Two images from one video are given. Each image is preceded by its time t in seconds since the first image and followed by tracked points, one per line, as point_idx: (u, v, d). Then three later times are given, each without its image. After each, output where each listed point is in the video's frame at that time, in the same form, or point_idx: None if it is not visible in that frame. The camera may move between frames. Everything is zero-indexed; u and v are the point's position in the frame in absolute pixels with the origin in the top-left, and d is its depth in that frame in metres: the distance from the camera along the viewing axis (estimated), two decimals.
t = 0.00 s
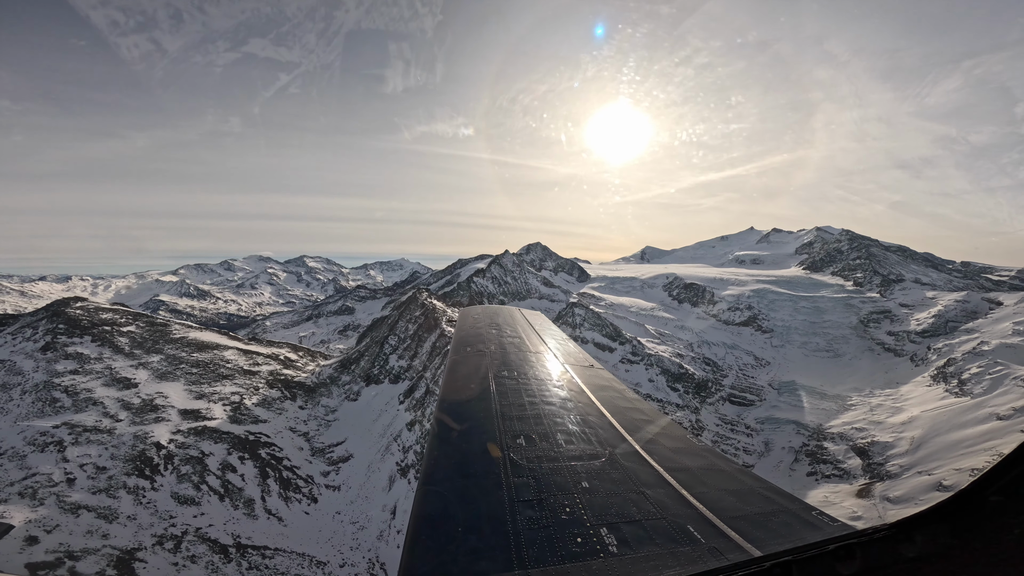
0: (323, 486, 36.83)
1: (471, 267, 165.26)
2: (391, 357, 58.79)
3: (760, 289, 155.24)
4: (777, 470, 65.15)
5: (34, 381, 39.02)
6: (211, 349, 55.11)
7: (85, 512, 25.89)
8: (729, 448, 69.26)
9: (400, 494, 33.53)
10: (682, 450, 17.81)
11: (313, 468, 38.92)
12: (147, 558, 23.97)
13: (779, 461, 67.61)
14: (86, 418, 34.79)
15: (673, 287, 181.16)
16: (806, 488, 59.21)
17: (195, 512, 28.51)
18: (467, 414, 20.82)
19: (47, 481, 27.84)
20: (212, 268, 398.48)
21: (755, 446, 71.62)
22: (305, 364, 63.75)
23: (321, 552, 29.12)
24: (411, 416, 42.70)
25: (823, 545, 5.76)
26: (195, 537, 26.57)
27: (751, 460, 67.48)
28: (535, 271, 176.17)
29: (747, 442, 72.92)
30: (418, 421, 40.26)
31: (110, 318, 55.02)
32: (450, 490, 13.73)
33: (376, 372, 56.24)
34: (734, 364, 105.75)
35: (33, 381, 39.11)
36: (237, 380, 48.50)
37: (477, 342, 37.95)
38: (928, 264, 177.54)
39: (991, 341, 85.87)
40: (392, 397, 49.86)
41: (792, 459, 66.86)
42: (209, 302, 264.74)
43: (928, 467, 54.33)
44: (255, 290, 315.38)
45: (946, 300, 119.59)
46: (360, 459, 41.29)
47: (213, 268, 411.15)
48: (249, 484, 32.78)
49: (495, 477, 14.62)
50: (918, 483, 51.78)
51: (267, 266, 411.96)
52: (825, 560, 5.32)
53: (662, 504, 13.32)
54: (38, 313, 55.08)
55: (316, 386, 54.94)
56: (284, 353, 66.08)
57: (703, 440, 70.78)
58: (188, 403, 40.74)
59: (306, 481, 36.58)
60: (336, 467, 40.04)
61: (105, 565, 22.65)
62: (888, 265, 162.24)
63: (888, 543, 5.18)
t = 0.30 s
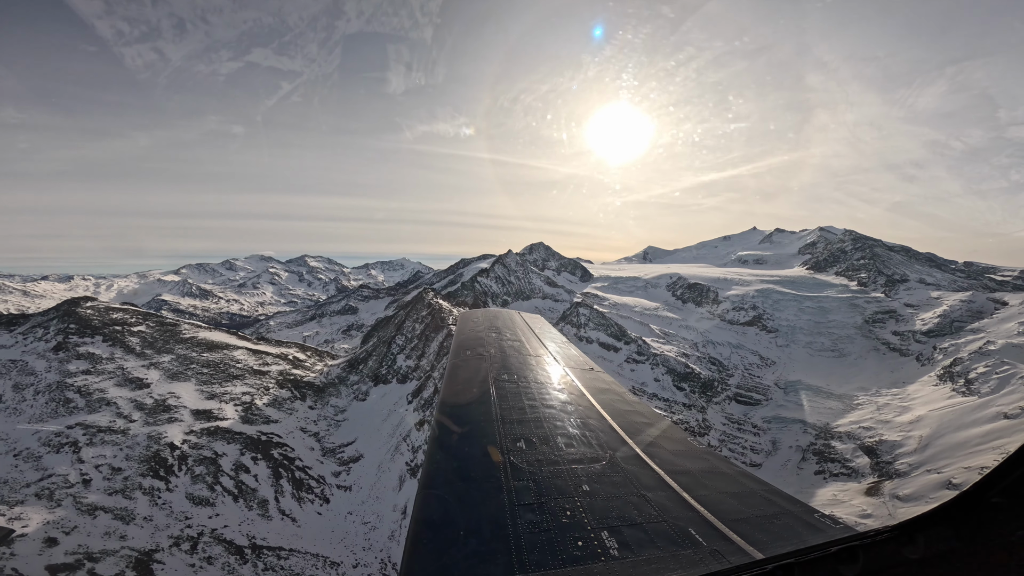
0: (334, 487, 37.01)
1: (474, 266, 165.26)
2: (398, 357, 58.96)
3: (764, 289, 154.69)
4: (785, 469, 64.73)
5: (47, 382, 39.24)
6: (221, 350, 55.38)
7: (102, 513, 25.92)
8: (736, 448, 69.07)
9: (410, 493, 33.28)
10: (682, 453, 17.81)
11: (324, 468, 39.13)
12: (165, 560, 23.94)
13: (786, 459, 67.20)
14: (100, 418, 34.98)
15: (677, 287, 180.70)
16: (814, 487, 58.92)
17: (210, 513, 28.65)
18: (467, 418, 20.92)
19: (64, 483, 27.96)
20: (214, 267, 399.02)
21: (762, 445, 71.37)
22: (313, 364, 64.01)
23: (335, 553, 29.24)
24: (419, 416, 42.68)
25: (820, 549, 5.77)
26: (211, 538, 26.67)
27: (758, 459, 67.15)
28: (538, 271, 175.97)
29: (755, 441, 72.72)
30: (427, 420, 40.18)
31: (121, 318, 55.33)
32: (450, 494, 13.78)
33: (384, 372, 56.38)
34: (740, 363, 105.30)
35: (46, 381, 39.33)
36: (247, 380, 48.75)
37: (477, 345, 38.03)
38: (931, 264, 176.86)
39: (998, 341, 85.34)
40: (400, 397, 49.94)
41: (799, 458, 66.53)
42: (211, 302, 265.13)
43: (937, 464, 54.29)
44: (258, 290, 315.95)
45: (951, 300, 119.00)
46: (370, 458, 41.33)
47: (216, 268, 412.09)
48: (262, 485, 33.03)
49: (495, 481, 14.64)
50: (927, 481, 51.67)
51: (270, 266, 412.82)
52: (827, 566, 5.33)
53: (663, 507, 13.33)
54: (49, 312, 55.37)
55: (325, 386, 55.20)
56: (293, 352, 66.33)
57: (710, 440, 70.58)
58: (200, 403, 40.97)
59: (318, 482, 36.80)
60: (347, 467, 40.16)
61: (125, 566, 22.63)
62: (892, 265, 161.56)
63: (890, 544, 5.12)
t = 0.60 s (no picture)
0: (346, 487, 37.06)
1: (477, 266, 165.25)
2: (406, 357, 59.10)
3: (769, 289, 154.30)
4: (792, 468, 64.47)
5: (60, 382, 39.46)
6: (231, 350, 55.66)
7: (119, 515, 26.10)
8: (743, 448, 68.96)
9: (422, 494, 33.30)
10: (682, 454, 17.83)
11: (336, 469, 39.22)
12: (182, 561, 24.13)
13: (794, 459, 66.88)
14: (114, 419, 35.22)
15: (680, 287, 180.30)
16: (823, 486, 58.65)
17: (224, 515, 28.86)
18: (465, 420, 21.00)
19: (79, 484, 28.09)
20: (215, 267, 399.58)
21: (769, 444, 71.13)
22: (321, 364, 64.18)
23: (348, 554, 29.24)
24: (429, 416, 42.58)
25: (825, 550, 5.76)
26: (227, 540, 26.83)
27: (766, 459, 66.96)
28: (542, 271, 175.93)
29: (762, 440, 72.49)
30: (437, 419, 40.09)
31: (131, 318, 55.65)
32: (448, 497, 13.80)
33: (392, 372, 56.48)
34: (745, 363, 105.05)
35: (59, 381, 39.53)
36: (258, 381, 48.99)
37: (476, 347, 38.12)
38: (935, 264, 176.32)
39: (1005, 340, 84.94)
40: (408, 397, 49.96)
41: (806, 457, 66.22)
42: (213, 303, 265.45)
43: (946, 463, 54.18)
44: (259, 290, 316.36)
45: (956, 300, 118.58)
46: (381, 458, 41.29)
47: (218, 267, 412.68)
48: (275, 486, 33.23)
49: (494, 484, 14.68)
50: (937, 479, 51.63)
51: (272, 266, 413.35)
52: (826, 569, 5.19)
53: (662, 509, 13.36)
54: (59, 312, 55.76)
55: (333, 386, 55.42)
56: (301, 353, 66.49)
57: (717, 439, 70.41)
58: (212, 403, 41.19)
59: (329, 482, 36.90)
60: (358, 467, 40.16)
61: (143, 568, 22.80)
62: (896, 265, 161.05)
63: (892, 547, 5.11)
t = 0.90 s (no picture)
0: (357, 488, 37.33)
1: (481, 267, 165.58)
2: (413, 358, 59.52)
3: (773, 289, 154.14)
4: (800, 467, 64.35)
5: (73, 383, 39.79)
6: (241, 350, 56.22)
7: (136, 517, 26.41)
8: (751, 447, 69.12)
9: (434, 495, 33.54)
10: (682, 454, 18.04)
11: (347, 470, 39.53)
12: (199, 563, 24.46)
13: (802, 458, 66.67)
14: (128, 420, 35.55)
15: (684, 288, 180.22)
16: (832, 485, 58.57)
17: (239, 516, 29.23)
18: (466, 420, 21.29)
19: (95, 486, 28.35)
20: (217, 267, 400.62)
21: (777, 444, 70.99)
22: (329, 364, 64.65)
23: (361, 555, 29.52)
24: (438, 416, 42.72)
25: (824, 549, 5.72)
26: (243, 541, 27.18)
27: (774, 459, 66.89)
28: (545, 271, 176.18)
29: (770, 440, 72.39)
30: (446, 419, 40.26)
31: (142, 318, 56.20)
32: (447, 496, 14.09)
33: (400, 373, 56.82)
34: (752, 363, 104.92)
35: (72, 382, 39.81)
36: (269, 381, 49.46)
37: (475, 347, 38.39)
38: (939, 264, 175.94)
39: (1012, 340, 84.68)
40: (416, 397, 50.21)
41: (814, 456, 66.05)
42: (215, 303, 266.39)
43: (955, 463, 54.39)
44: (261, 290, 317.31)
45: (962, 300, 118.18)
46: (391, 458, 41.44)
47: (221, 267, 413.96)
48: (289, 487, 33.62)
49: (494, 484, 14.93)
50: (946, 479, 51.81)
51: (275, 266, 414.76)
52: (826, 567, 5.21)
53: (662, 508, 13.56)
54: (71, 312, 56.45)
55: (342, 387, 55.90)
56: (309, 353, 66.90)
57: (724, 439, 70.40)
58: (224, 404, 41.65)
59: (341, 483, 37.22)
60: (369, 468, 40.37)
61: (162, 570, 23.12)
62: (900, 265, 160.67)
63: (893, 546, 5.05)
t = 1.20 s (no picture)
0: (368, 489, 37.77)
1: (484, 267, 165.99)
2: (420, 358, 60.06)
3: (778, 290, 153.97)
4: (808, 466, 64.35)
5: (86, 383, 40.33)
6: (250, 351, 56.93)
7: (152, 519, 26.90)
8: (758, 447, 69.33)
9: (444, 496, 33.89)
10: (682, 453, 18.34)
11: (357, 471, 40.00)
12: (216, 566, 24.97)
13: (810, 457, 66.67)
14: (142, 421, 36.05)
15: (689, 288, 180.24)
16: (840, 484, 58.65)
17: (254, 518, 29.75)
18: (466, 418, 21.68)
19: (111, 487, 28.75)
20: (220, 267, 401.71)
21: (784, 443, 71.05)
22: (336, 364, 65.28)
23: (374, 555, 29.99)
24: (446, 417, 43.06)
25: (821, 547, 6.05)
26: (258, 543, 27.66)
27: (782, 458, 66.99)
28: (548, 271, 176.52)
29: (777, 439, 72.42)
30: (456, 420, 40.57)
31: (152, 318, 57.03)
32: (449, 494, 14.46)
33: (408, 373, 57.32)
34: (758, 363, 104.92)
35: (85, 384, 40.21)
36: (279, 382, 50.09)
37: (476, 345, 38.70)
38: (942, 264, 175.68)
39: (1018, 340, 84.50)
40: (424, 398, 50.60)
41: (822, 455, 66.04)
42: (218, 303, 267.16)
43: (964, 461, 54.82)
44: (263, 290, 318.30)
45: (967, 300, 117.88)
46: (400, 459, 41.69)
47: (224, 267, 415.52)
48: (301, 488, 34.13)
49: (494, 482, 15.30)
50: (956, 477, 52.14)
51: (278, 266, 416.28)
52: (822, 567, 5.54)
53: (661, 507, 13.89)
54: (83, 312, 57.24)
55: (351, 387, 56.46)
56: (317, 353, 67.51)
57: (731, 439, 70.47)
58: (235, 405, 42.20)
59: (352, 484, 37.69)
60: (379, 469, 40.72)
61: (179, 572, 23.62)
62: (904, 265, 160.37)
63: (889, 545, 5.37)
